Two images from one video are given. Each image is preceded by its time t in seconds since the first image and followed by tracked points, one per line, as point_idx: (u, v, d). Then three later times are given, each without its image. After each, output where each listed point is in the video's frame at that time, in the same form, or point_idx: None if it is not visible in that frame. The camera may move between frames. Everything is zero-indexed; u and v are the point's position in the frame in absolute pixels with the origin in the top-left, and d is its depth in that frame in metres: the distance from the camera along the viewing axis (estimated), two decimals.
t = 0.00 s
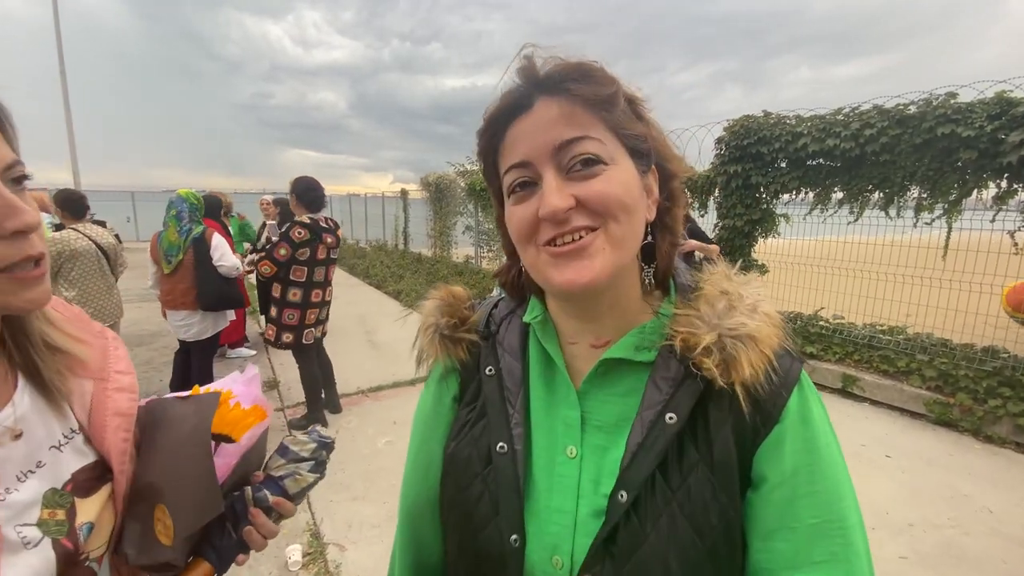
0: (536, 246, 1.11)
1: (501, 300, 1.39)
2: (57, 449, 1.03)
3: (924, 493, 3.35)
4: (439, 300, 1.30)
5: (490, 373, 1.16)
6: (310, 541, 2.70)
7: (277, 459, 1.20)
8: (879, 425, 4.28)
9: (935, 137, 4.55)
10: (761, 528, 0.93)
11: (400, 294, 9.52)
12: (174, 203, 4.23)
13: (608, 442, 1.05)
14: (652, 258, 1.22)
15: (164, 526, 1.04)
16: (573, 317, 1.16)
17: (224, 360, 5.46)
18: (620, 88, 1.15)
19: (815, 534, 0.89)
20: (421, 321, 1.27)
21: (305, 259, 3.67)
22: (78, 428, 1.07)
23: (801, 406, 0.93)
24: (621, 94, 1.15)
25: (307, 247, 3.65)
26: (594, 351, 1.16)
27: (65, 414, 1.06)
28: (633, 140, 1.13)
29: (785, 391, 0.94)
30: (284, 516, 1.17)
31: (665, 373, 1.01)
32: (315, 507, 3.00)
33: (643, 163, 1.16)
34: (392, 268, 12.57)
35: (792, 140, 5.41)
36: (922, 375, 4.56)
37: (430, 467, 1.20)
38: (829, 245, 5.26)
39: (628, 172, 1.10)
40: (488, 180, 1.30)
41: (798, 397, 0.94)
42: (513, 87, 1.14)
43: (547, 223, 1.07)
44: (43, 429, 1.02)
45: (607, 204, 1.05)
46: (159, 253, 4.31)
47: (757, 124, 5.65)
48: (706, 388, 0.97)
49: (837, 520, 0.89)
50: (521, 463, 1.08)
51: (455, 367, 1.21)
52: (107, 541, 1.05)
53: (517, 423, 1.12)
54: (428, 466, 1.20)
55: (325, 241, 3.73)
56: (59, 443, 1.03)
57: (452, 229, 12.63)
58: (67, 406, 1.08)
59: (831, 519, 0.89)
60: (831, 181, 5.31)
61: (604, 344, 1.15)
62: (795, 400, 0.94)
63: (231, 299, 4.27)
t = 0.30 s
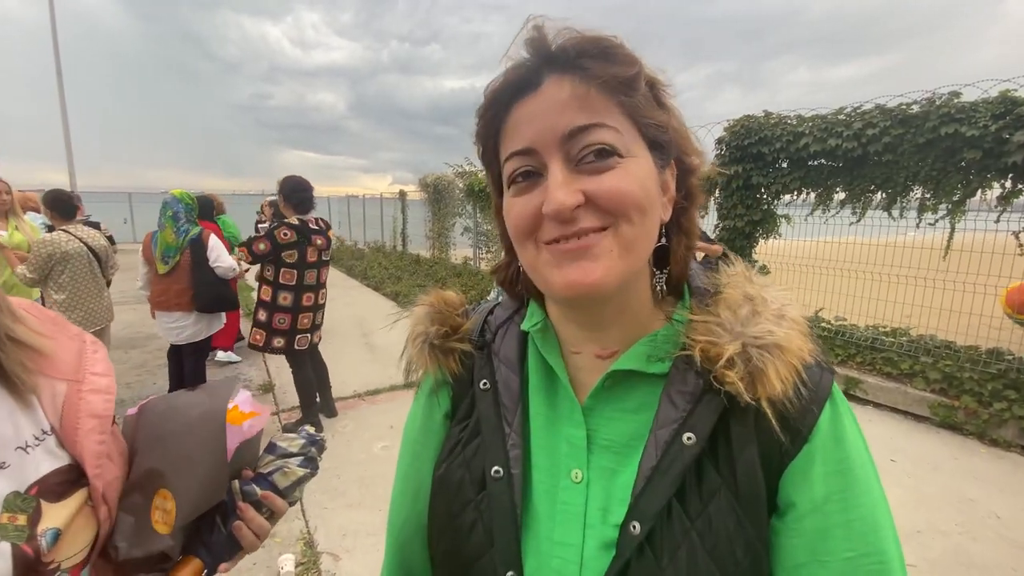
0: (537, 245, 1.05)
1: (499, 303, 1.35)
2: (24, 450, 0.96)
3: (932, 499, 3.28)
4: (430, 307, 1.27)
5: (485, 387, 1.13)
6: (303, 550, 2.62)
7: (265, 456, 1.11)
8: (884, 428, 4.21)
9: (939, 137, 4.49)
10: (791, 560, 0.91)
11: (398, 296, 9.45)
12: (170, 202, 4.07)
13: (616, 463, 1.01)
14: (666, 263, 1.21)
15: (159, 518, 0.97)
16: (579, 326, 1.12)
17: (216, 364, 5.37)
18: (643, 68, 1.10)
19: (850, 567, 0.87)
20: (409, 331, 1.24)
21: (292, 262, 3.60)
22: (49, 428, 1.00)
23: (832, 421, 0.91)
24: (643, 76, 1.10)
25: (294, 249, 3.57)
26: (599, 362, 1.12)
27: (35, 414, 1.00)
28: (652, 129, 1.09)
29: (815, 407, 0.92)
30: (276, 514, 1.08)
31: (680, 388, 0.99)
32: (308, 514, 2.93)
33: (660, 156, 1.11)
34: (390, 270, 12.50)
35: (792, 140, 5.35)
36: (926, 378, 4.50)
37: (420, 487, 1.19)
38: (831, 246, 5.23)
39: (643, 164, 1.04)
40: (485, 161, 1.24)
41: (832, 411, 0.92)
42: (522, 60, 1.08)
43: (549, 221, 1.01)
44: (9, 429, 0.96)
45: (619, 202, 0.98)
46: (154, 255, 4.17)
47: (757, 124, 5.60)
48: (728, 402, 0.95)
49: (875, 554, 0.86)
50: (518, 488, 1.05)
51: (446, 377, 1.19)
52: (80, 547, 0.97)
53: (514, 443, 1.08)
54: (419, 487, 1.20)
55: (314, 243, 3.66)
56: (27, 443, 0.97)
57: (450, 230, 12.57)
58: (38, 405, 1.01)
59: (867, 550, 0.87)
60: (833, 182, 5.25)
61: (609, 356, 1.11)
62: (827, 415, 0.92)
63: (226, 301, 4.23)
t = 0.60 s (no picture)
0: (538, 239, 1.04)
1: (501, 304, 1.30)
2: None
3: (937, 504, 3.24)
4: (426, 307, 1.23)
5: (486, 392, 1.09)
6: (298, 557, 2.57)
7: (249, 458, 1.06)
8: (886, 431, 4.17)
9: (941, 137, 4.46)
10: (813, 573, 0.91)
11: (397, 298, 9.39)
12: (150, 203, 4.07)
13: (625, 473, 0.99)
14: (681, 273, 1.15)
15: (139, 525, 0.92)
16: (583, 324, 1.09)
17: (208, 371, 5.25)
18: (687, 59, 1.04)
19: None
20: (408, 327, 1.20)
21: (280, 262, 3.55)
22: (16, 437, 0.95)
23: (859, 428, 0.92)
24: (689, 72, 1.04)
25: (282, 249, 3.52)
26: (604, 364, 1.09)
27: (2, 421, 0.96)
28: (686, 131, 1.04)
29: (841, 415, 0.92)
30: (264, 517, 1.04)
31: (695, 393, 0.97)
32: (303, 520, 2.88)
33: (688, 158, 1.05)
34: (389, 271, 12.45)
35: (793, 140, 5.32)
36: (929, 380, 4.48)
37: (414, 500, 1.16)
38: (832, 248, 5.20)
39: (669, 170, 1.00)
40: (503, 133, 1.20)
41: (857, 422, 0.92)
42: (557, 29, 1.04)
43: (553, 216, 0.99)
44: None
45: (628, 207, 0.95)
46: (139, 258, 4.15)
47: (758, 124, 5.56)
48: (747, 408, 0.94)
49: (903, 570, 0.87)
50: (520, 498, 1.02)
51: (445, 381, 1.15)
52: (53, 562, 0.92)
53: (517, 450, 1.05)
54: (414, 496, 1.16)
55: (304, 243, 3.60)
56: None
57: (450, 231, 12.51)
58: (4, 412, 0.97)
59: (894, 567, 0.87)
60: (834, 183, 5.21)
61: (616, 359, 1.08)
62: (853, 422, 0.92)
63: (216, 298, 4.18)
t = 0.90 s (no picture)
0: (544, 244, 1.03)
1: (507, 308, 1.29)
2: None
3: (938, 507, 3.22)
4: (433, 309, 1.21)
5: (494, 400, 1.07)
6: (294, 562, 2.55)
7: (233, 465, 1.04)
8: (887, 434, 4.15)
9: (941, 138, 4.45)
10: None
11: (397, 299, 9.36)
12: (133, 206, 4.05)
13: (638, 484, 0.97)
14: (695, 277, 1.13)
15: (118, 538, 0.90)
16: (592, 328, 1.07)
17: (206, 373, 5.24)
18: (693, 53, 1.02)
19: None
20: (412, 331, 1.18)
21: (274, 262, 3.53)
22: None
23: (874, 437, 0.92)
24: (696, 66, 1.02)
25: (274, 249, 3.50)
26: (617, 373, 1.07)
27: None
28: (694, 128, 1.02)
29: (859, 423, 0.91)
30: (247, 527, 1.03)
31: (711, 402, 0.96)
32: (300, 524, 2.86)
33: (696, 157, 1.03)
34: (389, 273, 12.42)
35: (793, 142, 5.32)
36: (931, 382, 4.46)
37: (418, 510, 1.14)
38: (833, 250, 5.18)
39: (676, 170, 0.98)
40: (507, 136, 1.19)
41: (873, 433, 0.92)
42: (559, 30, 1.03)
43: (558, 220, 0.97)
44: None
45: (635, 208, 0.93)
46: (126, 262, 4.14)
47: (759, 126, 5.55)
48: (765, 416, 0.93)
49: None
50: (528, 510, 1.00)
51: (451, 389, 1.13)
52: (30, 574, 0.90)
53: (526, 461, 1.03)
54: (418, 507, 1.14)
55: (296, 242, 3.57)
56: None
57: (449, 233, 12.48)
58: None
59: None
60: (835, 184, 5.19)
61: (628, 367, 1.07)
62: (869, 431, 0.92)
63: (203, 294, 4.15)
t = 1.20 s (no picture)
0: (578, 244, 1.00)
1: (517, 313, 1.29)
2: None
3: (937, 510, 3.20)
4: (444, 313, 1.21)
5: (505, 402, 1.07)
6: (290, 565, 2.54)
7: (220, 469, 1.03)
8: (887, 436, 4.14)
9: (939, 140, 4.44)
10: None
11: (397, 301, 9.36)
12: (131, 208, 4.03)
13: (649, 487, 0.96)
14: (710, 278, 1.12)
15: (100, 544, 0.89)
16: (608, 333, 1.06)
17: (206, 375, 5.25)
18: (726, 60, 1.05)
19: None
20: (424, 334, 1.19)
21: (271, 263, 3.52)
22: None
23: (887, 441, 0.91)
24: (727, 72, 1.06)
25: (271, 250, 3.50)
26: (629, 377, 1.07)
27: None
28: (721, 132, 1.06)
29: (871, 428, 0.90)
30: (235, 532, 1.02)
31: (724, 404, 0.95)
32: (297, 527, 2.85)
33: (722, 163, 1.08)
34: (389, 275, 12.42)
35: (793, 143, 5.30)
36: (930, 385, 4.44)
37: (426, 512, 1.13)
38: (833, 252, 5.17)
39: (712, 171, 1.00)
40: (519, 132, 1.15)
41: (886, 437, 0.91)
42: (595, 29, 1.01)
43: (607, 216, 0.96)
44: None
45: (687, 205, 0.94)
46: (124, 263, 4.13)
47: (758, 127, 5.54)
48: (779, 418, 0.92)
49: None
50: (540, 513, 0.99)
51: (462, 391, 1.12)
52: None
53: (537, 463, 1.02)
54: (426, 509, 1.13)
55: (293, 241, 3.58)
56: None
57: (449, 235, 12.48)
58: None
59: None
60: (834, 186, 5.19)
61: (640, 370, 1.06)
62: (881, 434, 0.91)
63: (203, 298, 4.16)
